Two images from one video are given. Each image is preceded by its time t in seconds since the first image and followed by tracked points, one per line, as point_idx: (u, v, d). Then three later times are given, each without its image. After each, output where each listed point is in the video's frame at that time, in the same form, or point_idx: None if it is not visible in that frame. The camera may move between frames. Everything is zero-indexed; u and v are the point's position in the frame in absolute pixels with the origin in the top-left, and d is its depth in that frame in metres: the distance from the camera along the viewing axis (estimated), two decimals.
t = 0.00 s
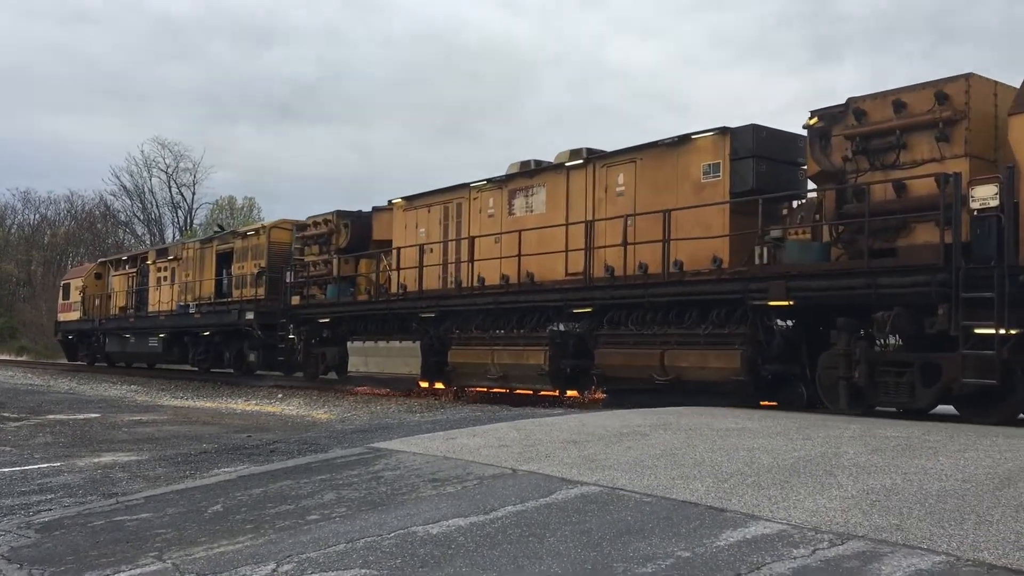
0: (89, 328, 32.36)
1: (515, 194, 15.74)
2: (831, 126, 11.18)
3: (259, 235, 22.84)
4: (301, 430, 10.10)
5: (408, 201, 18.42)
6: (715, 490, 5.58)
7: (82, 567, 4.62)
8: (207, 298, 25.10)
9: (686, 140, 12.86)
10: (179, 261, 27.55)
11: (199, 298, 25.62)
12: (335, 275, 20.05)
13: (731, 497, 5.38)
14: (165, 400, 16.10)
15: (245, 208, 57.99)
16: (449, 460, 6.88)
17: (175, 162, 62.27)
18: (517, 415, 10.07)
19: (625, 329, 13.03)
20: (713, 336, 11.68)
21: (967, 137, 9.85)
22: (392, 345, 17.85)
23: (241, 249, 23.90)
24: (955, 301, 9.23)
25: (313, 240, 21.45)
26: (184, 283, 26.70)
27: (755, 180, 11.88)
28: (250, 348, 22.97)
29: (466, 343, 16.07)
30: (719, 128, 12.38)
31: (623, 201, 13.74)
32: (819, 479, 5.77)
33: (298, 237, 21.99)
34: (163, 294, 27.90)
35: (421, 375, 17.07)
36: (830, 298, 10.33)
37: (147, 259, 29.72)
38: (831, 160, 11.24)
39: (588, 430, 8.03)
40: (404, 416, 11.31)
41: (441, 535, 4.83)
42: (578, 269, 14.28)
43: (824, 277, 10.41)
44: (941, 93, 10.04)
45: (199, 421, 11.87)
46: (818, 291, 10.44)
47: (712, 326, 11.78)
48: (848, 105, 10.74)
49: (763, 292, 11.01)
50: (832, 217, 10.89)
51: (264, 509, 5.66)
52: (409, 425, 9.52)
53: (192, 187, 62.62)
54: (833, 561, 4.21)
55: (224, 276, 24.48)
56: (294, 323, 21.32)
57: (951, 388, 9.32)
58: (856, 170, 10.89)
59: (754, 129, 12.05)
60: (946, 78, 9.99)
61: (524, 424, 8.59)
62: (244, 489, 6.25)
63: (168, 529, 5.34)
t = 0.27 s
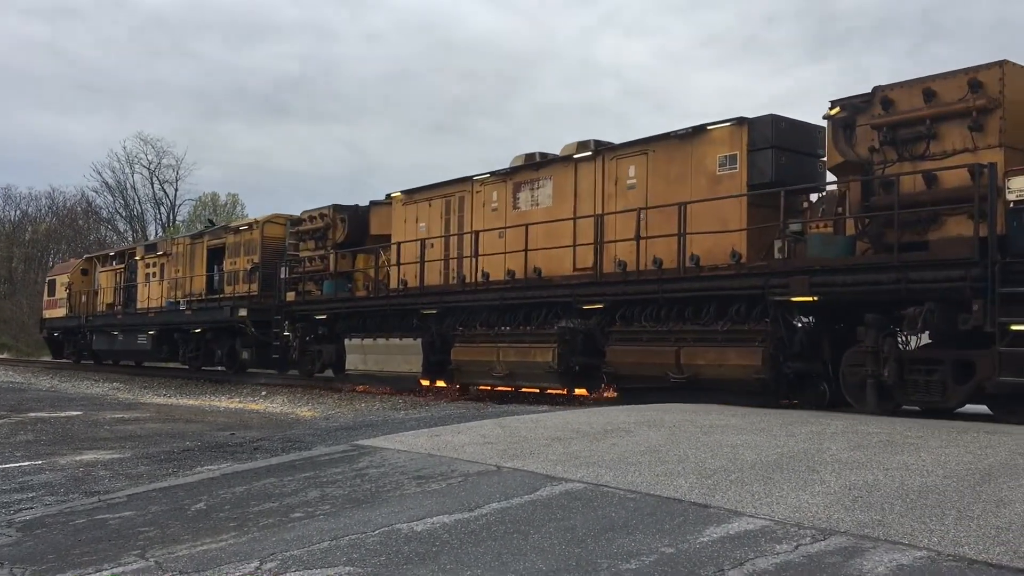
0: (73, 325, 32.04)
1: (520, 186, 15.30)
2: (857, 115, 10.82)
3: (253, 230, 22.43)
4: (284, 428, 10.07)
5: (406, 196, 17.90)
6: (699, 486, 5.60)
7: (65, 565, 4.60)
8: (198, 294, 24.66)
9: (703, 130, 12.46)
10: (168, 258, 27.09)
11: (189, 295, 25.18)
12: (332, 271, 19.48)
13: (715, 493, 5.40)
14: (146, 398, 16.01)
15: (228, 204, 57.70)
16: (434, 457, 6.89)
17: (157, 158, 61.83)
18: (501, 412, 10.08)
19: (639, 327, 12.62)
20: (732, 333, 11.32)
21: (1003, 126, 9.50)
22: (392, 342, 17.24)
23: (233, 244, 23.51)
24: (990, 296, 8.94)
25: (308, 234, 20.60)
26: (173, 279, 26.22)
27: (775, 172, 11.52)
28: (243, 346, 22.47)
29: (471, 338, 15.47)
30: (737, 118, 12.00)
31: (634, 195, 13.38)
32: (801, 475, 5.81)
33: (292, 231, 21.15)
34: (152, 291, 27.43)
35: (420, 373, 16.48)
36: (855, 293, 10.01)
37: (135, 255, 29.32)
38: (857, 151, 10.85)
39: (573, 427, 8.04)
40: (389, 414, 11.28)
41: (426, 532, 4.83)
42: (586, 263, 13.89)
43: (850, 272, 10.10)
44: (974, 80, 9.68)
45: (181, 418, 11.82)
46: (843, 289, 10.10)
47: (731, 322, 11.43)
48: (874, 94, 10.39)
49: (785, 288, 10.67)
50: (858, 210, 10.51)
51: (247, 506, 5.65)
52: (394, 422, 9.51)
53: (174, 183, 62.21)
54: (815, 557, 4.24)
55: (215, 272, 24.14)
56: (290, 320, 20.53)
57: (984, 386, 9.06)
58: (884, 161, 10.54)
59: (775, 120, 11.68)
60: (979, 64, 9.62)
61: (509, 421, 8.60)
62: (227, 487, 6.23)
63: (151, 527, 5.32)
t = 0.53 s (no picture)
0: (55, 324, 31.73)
1: (525, 181, 14.85)
2: (882, 106, 10.33)
3: (245, 226, 22.00)
4: (266, 427, 10.02)
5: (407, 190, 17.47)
6: (681, 484, 5.62)
7: (44, 565, 4.57)
8: (188, 291, 24.16)
9: (718, 122, 11.93)
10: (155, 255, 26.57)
11: (178, 292, 24.67)
12: (327, 267, 19.15)
13: (697, 491, 5.43)
14: (127, 397, 15.89)
15: (210, 202, 57.39)
16: (417, 455, 6.87)
17: (139, 155, 61.39)
18: (484, 411, 10.08)
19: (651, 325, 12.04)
20: (751, 332, 10.72)
21: None
22: (391, 341, 16.74)
23: (225, 240, 23.01)
24: None
25: (305, 230, 20.33)
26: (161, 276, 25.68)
27: (793, 166, 11.05)
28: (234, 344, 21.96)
29: (473, 337, 14.97)
30: (754, 109, 11.45)
31: (645, 189, 12.92)
32: (782, 472, 5.85)
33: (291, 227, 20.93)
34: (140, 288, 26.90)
35: (420, 373, 15.98)
36: (883, 290, 9.53)
37: (122, 252, 28.86)
38: (882, 144, 10.35)
39: (555, 425, 8.05)
40: (372, 412, 11.24)
41: (409, 531, 4.82)
42: (595, 259, 13.46)
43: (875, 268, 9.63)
44: (1009, 70, 9.33)
45: (162, 417, 11.74)
46: (869, 287, 9.61)
47: (750, 322, 10.83)
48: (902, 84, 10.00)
49: (808, 285, 10.11)
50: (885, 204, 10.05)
51: (229, 505, 5.62)
52: (377, 421, 9.49)
53: (156, 181, 61.77)
54: (796, 554, 4.26)
55: (205, 269, 23.63)
56: (283, 318, 20.11)
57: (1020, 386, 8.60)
58: (911, 154, 10.13)
59: (794, 112, 11.17)
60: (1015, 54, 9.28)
61: (491, 420, 8.59)
62: (209, 486, 6.20)
63: (132, 527, 5.28)
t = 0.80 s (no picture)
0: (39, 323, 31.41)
1: (530, 177, 14.34)
2: (909, 99, 9.96)
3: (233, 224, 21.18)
4: (248, 427, 9.96)
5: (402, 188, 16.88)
6: (662, 483, 5.64)
7: (22, 567, 4.53)
8: (176, 290, 23.45)
9: (734, 117, 11.50)
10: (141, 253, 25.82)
11: (166, 290, 23.94)
12: (323, 266, 18.44)
13: (678, 490, 5.45)
14: (106, 397, 15.78)
15: (191, 201, 57.00)
16: (399, 456, 6.86)
17: (119, 153, 60.89)
18: (467, 411, 10.08)
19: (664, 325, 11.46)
20: (773, 331, 10.16)
21: None
22: (391, 341, 16.19)
23: (215, 237, 21.94)
24: None
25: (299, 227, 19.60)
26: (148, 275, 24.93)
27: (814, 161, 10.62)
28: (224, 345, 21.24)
29: (476, 336, 14.35)
30: (773, 103, 11.05)
31: (657, 184, 12.40)
32: (763, 471, 5.89)
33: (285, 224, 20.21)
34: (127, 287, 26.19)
35: (421, 374, 15.45)
36: (913, 291, 9.01)
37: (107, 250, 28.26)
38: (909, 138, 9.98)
39: (538, 425, 8.05)
40: (354, 412, 11.22)
41: (390, 531, 4.81)
42: (604, 257, 12.93)
43: (905, 266, 9.10)
44: None
45: (142, 417, 11.67)
46: (897, 286, 9.10)
47: (771, 321, 10.28)
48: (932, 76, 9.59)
49: (832, 285, 9.60)
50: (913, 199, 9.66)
51: (209, 506, 5.60)
52: (359, 421, 9.47)
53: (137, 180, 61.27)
54: (778, 553, 4.28)
55: (193, 267, 22.91)
56: (276, 318, 19.22)
57: None
58: (939, 147, 9.71)
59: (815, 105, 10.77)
60: None
61: (474, 420, 8.59)
62: (189, 487, 6.17)
63: (111, 528, 5.25)
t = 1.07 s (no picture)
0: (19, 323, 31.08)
1: (536, 174, 14.01)
2: (937, 92, 9.66)
3: (227, 221, 20.78)
4: (227, 429, 9.90)
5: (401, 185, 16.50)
6: (643, 484, 5.65)
7: None
8: (165, 290, 23.02)
9: (750, 112, 11.23)
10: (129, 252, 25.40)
11: (156, 290, 23.52)
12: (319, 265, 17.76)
13: (658, 490, 5.47)
14: (83, 398, 15.65)
15: (170, 201, 56.61)
16: (380, 457, 6.84)
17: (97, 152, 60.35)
18: (449, 412, 10.07)
19: (679, 325, 11.12)
20: (794, 332, 9.86)
21: None
22: (390, 341, 15.69)
23: (205, 236, 21.70)
24: None
25: (295, 226, 19.08)
26: (137, 274, 24.50)
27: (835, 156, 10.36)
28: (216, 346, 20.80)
29: (480, 337, 13.87)
30: (791, 98, 10.79)
31: (669, 181, 12.12)
32: (742, 471, 5.92)
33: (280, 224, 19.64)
34: (114, 287, 25.76)
35: (422, 376, 14.92)
36: (942, 289, 8.75)
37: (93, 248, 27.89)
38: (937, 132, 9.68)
39: (518, 426, 8.05)
40: (335, 413, 11.17)
41: (370, 533, 4.80)
42: (614, 254, 12.66)
43: (933, 264, 8.82)
44: None
45: (120, 418, 11.59)
46: (927, 284, 8.82)
47: (792, 321, 9.98)
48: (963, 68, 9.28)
49: (858, 283, 9.34)
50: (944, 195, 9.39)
51: (188, 508, 5.57)
52: (339, 422, 9.45)
53: (115, 180, 60.74)
54: (757, 553, 4.31)
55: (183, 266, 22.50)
56: (271, 318, 18.79)
57: None
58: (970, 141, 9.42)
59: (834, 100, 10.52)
60: None
61: (455, 421, 8.58)
62: (168, 488, 6.13)
63: (89, 530, 5.20)
